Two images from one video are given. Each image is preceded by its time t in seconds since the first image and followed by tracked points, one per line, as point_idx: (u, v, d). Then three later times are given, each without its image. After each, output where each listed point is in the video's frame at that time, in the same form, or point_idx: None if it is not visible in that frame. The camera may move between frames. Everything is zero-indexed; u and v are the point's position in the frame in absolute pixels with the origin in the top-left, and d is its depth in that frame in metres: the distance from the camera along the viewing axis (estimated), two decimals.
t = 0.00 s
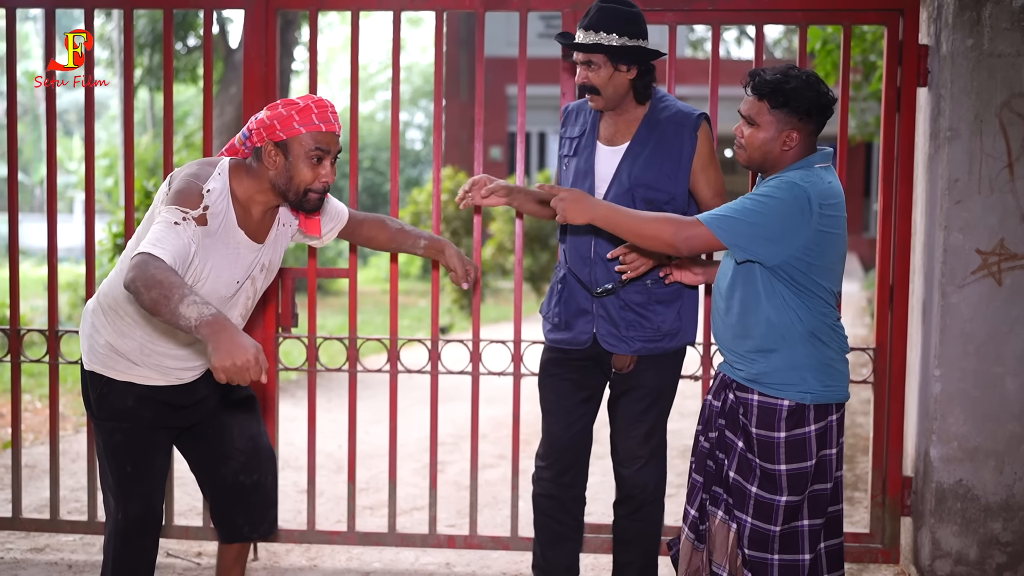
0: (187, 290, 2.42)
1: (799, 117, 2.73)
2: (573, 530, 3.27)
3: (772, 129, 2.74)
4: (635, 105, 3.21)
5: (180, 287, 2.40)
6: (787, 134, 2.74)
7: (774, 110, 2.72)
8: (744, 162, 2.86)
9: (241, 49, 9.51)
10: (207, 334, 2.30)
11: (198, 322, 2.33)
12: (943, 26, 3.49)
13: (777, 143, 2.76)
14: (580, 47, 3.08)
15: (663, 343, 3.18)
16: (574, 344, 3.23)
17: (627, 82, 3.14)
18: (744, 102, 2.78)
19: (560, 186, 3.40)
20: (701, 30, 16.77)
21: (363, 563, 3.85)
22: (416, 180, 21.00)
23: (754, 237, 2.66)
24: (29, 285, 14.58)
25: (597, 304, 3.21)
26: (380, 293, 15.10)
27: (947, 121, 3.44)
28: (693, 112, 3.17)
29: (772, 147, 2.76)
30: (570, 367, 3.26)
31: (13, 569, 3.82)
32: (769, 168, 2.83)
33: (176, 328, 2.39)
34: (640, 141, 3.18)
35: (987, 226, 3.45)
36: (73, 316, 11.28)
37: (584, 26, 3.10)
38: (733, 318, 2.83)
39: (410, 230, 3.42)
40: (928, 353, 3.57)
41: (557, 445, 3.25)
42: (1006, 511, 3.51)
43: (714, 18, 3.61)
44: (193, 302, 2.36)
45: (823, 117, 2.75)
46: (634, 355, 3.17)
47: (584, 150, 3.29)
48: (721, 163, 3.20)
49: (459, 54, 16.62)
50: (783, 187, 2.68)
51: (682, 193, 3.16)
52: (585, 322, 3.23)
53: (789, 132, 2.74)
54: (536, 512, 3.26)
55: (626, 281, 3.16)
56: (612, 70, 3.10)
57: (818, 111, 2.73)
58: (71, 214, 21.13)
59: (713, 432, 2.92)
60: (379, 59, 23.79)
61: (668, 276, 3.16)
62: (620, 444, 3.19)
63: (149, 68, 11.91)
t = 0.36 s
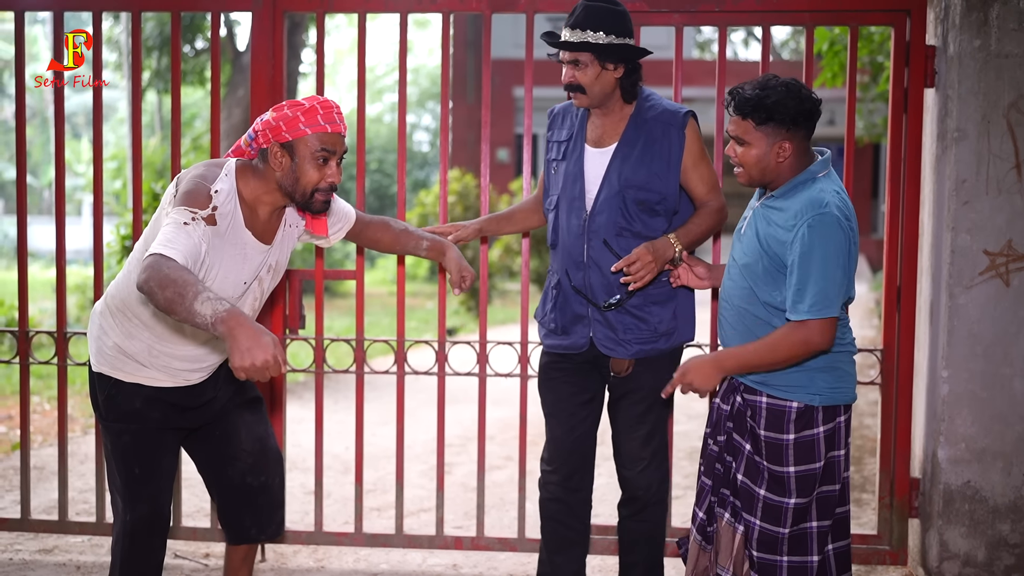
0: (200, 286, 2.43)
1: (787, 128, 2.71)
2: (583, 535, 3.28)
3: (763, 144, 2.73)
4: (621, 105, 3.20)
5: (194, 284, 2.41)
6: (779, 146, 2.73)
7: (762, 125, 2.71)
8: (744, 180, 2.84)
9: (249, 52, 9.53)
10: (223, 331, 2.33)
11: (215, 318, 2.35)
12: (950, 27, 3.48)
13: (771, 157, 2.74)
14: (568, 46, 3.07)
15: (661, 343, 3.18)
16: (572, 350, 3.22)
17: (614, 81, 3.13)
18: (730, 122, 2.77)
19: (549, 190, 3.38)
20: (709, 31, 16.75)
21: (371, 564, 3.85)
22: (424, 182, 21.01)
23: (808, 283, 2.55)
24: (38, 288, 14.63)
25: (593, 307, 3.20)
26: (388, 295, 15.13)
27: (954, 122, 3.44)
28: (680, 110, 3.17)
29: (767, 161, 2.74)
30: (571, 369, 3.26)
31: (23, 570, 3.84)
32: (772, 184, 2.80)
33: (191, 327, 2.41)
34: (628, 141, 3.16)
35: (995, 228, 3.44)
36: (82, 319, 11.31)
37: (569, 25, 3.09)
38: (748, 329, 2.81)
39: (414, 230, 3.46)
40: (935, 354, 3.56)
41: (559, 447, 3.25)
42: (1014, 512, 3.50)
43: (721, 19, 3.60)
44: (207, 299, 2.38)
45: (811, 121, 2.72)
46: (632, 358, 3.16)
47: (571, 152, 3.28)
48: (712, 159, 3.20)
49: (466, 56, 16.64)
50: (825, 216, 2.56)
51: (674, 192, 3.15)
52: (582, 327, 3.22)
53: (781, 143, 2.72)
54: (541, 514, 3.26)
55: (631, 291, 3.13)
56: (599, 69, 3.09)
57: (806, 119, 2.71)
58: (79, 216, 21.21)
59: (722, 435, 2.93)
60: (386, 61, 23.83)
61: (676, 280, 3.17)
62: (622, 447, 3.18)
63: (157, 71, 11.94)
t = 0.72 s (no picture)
0: (206, 289, 2.44)
1: (804, 129, 2.70)
2: (588, 534, 3.25)
3: (778, 142, 2.72)
4: (604, 105, 3.20)
5: (199, 288, 2.42)
6: (794, 146, 2.72)
7: (782, 123, 2.70)
8: (751, 176, 2.81)
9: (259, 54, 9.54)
10: (227, 337, 2.34)
11: (221, 323, 2.36)
12: (963, 26, 3.46)
13: (784, 156, 2.73)
14: (548, 46, 3.05)
15: (657, 341, 3.18)
16: (569, 352, 3.20)
17: (597, 81, 3.13)
18: (748, 115, 2.77)
19: (535, 193, 3.37)
20: (718, 31, 16.72)
21: (382, 567, 3.85)
22: (432, 183, 21.03)
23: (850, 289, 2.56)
24: (49, 290, 14.71)
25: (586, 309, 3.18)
26: (398, 296, 15.14)
27: (968, 121, 3.42)
28: (663, 106, 3.16)
29: (779, 160, 2.73)
30: (568, 373, 3.25)
31: (35, 573, 3.85)
32: (780, 183, 2.79)
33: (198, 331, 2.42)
34: (613, 140, 3.16)
35: (1010, 227, 3.42)
36: (93, 321, 11.36)
37: (552, 24, 3.06)
38: (770, 335, 2.79)
39: (425, 235, 3.44)
40: (949, 354, 3.54)
41: (563, 449, 3.23)
42: None
43: (733, 20, 3.59)
44: (211, 304, 2.39)
45: (829, 127, 2.72)
46: (629, 358, 3.15)
47: (555, 154, 3.27)
48: (697, 155, 3.18)
49: (474, 57, 16.65)
50: (858, 220, 2.57)
51: (660, 188, 3.14)
52: (576, 328, 3.20)
53: (795, 144, 2.72)
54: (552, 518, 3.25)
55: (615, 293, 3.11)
56: (582, 69, 3.08)
57: (825, 122, 2.70)
58: (88, 218, 21.30)
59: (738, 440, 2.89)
60: (393, 63, 23.86)
61: (666, 294, 3.16)
62: (624, 450, 3.16)
63: (166, 74, 11.98)
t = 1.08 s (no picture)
0: (218, 300, 2.42)
1: (810, 125, 2.64)
2: (610, 539, 3.24)
3: (782, 137, 2.65)
4: (650, 108, 3.15)
5: (210, 298, 2.40)
6: (798, 142, 2.65)
7: (788, 118, 2.64)
8: (755, 173, 2.75)
9: (265, 57, 9.53)
10: (239, 344, 2.33)
11: (232, 333, 2.34)
12: (980, 24, 3.44)
13: (788, 153, 2.66)
14: (603, 40, 3.02)
15: (681, 352, 3.13)
16: (591, 355, 3.19)
17: (646, 83, 3.08)
18: (754, 110, 2.71)
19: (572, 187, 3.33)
20: (723, 30, 16.68)
21: (399, 573, 3.84)
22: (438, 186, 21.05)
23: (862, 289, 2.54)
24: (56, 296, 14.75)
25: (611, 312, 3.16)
26: (404, 299, 15.13)
27: (986, 120, 3.40)
28: (711, 115, 3.10)
29: (783, 156, 2.66)
30: (593, 377, 3.22)
31: None
32: (783, 180, 2.72)
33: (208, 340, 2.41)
34: (655, 144, 3.11)
35: None
36: (100, 326, 11.37)
37: (613, 17, 3.03)
38: (775, 337, 2.73)
39: (444, 226, 3.41)
40: (969, 355, 3.51)
41: (587, 453, 3.21)
42: None
43: (748, 20, 3.57)
44: (224, 312, 2.37)
45: (834, 126, 2.67)
46: (652, 364, 3.12)
47: (597, 151, 3.23)
48: (741, 167, 3.12)
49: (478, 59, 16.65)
50: (866, 220, 2.55)
51: (698, 200, 3.09)
52: (599, 331, 3.19)
53: (800, 140, 2.65)
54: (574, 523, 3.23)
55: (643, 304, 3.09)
56: (633, 68, 3.04)
57: (829, 119, 2.65)
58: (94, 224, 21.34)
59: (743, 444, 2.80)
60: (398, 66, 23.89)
61: (658, 315, 3.00)
62: (648, 455, 3.14)
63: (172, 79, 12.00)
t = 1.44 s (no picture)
0: (230, 310, 2.40)
1: (810, 127, 2.61)
2: (629, 542, 3.23)
3: (783, 139, 2.62)
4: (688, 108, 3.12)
5: (223, 308, 2.38)
6: (800, 145, 2.62)
7: (784, 120, 2.61)
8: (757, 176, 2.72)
9: (268, 61, 9.53)
10: (254, 358, 2.30)
11: (244, 345, 2.32)
12: (992, 21, 3.42)
13: (789, 155, 2.63)
14: (642, 40, 2.97)
15: (704, 355, 3.09)
16: (614, 353, 3.17)
17: (685, 84, 3.04)
18: (756, 114, 2.68)
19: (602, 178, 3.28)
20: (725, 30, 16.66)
21: None
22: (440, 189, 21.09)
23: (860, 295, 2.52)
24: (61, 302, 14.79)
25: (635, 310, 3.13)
26: (408, 301, 15.13)
27: (999, 118, 3.38)
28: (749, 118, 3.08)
29: (785, 159, 2.64)
30: (615, 380, 3.21)
31: None
32: (787, 184, 2.69)
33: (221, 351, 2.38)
34: (691, 144, 3.07)
35: None
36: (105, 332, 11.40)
37: (652, 17, 2.98)
38: (780, 343, 2.71)
39: (449, 226, 3.39)
40: (982, 353, 3.49)
41: (607, 457, 3.20)
42: None
43: (758, 19, 3.56)
44: (236, 324, 2.35)
45: (836, 126, 2.63)
46: (674, 366, 3.10)
47: (632, 147, 3.19)
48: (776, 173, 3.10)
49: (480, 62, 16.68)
50: (866, 225, 2.52)
51: (731, 203, 3.07)
52: (623, 328, 3.17)
53: (801, 142, 2.62)
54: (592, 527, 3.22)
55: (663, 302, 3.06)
56: (672, 69, 2.99)
57: (831, 121, 2.61)
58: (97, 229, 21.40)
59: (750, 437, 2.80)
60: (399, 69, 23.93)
61: (671, 330, 2.97)
62: (670, 459, 3.13)
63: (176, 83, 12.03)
